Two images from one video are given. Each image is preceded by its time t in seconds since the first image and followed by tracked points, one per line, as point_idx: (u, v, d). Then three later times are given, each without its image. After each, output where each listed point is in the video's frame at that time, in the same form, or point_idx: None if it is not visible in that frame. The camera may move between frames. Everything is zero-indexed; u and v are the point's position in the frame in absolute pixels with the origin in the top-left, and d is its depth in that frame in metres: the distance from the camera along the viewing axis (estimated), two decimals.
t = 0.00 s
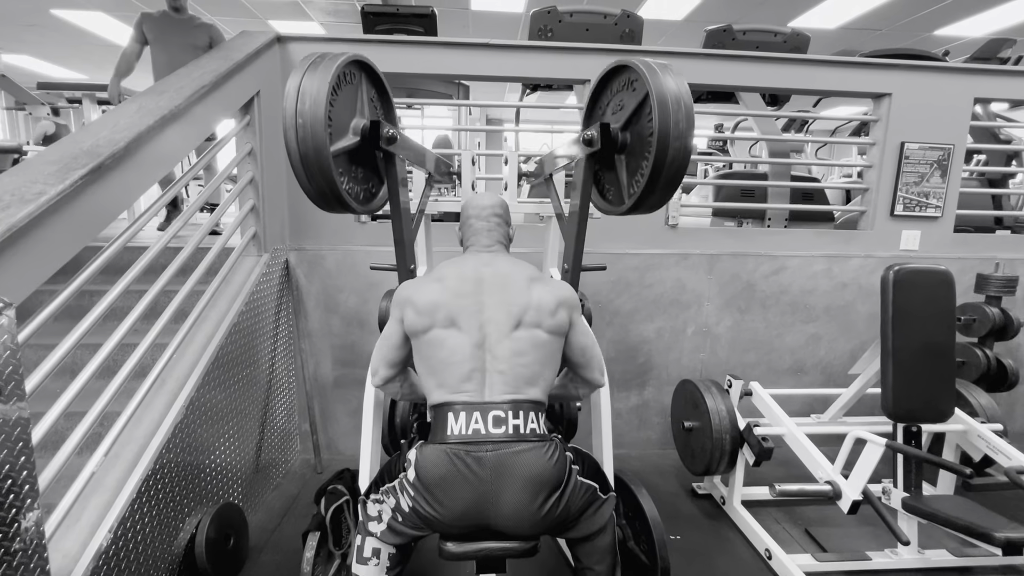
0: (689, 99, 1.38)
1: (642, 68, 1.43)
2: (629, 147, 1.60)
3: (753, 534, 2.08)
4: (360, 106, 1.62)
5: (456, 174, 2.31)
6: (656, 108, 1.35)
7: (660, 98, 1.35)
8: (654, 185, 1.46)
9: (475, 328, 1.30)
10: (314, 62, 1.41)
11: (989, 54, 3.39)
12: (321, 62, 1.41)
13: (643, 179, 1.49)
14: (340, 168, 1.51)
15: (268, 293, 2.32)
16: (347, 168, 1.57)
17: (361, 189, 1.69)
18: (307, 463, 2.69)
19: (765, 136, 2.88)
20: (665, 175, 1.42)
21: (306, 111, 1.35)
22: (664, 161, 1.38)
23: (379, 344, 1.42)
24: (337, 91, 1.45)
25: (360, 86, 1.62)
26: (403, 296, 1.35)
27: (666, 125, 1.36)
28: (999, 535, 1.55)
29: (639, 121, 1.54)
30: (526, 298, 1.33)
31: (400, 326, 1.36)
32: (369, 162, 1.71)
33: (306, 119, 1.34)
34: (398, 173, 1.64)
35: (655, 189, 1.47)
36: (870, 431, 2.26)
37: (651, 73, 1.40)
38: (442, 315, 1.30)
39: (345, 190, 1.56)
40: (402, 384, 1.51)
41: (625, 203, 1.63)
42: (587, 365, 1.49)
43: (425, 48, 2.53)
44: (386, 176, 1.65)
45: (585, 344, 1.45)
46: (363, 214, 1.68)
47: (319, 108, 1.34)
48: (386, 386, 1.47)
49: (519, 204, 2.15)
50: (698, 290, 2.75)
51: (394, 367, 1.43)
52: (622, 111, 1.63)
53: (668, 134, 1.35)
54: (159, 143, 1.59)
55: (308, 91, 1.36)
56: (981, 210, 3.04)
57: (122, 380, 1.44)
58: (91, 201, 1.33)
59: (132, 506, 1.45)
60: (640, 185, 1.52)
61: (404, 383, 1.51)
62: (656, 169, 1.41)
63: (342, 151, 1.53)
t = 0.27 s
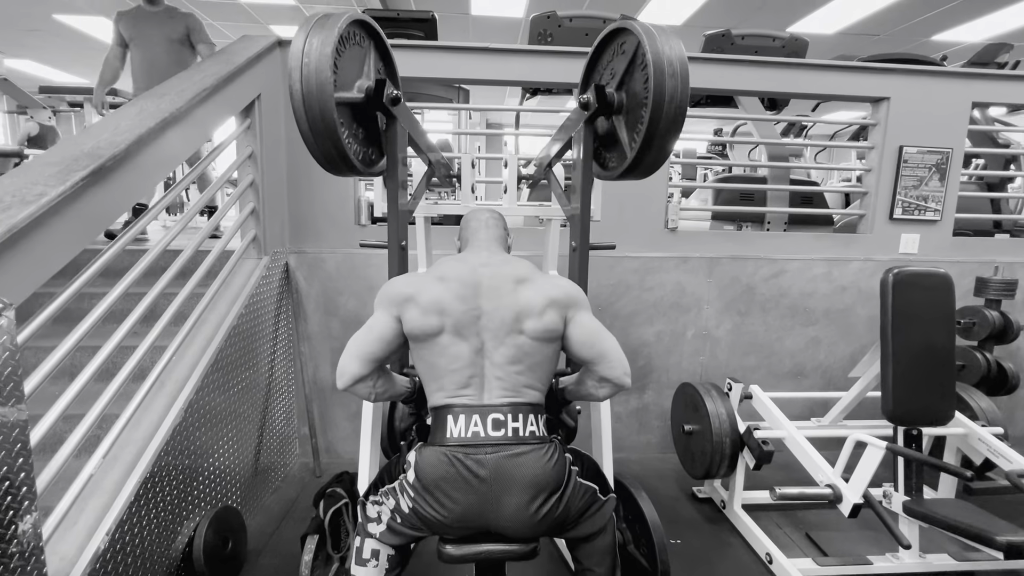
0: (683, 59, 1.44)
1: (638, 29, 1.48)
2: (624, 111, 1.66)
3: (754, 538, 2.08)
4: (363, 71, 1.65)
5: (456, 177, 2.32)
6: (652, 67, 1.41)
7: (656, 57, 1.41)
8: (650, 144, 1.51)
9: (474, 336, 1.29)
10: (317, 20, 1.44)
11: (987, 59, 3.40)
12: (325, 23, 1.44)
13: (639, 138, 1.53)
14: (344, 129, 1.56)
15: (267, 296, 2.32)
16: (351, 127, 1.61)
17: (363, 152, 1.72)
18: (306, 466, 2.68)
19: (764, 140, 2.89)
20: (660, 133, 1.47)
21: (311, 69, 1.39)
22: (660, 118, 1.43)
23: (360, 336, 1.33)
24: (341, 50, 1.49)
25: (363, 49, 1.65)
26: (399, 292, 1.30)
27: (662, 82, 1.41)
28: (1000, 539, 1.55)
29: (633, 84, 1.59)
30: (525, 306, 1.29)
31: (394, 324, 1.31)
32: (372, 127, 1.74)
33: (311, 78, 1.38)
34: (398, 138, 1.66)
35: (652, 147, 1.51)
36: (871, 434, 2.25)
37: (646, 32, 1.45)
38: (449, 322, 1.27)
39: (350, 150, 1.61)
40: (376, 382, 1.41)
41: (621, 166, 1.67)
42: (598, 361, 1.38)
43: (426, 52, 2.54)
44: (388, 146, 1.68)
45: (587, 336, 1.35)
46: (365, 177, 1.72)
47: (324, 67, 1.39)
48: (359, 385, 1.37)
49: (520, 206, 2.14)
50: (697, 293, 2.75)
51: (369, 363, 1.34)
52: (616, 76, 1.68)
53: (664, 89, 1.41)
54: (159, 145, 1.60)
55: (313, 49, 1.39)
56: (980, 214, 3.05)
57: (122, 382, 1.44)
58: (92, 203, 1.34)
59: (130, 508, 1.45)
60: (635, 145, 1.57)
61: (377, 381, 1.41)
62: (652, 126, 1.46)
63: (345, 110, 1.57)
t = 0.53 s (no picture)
0: (684, 64, 1.42)
1: (638, 33, 1.47)
2: (625, 115, 1.64)
3: (754, 542, 2.07)
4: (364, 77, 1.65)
5: (456, 180, 2.32)
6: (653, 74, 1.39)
7: (657, 62, 1.39)
8: (651, 150, 1.49)
9: (474, 338, 1.29)
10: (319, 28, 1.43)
11: (985, 64, 3.42)
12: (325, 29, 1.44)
13: (640, 144, 1.51)
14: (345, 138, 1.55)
15: (267, 298, 2.32)
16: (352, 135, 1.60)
17: (364, 158, 1.71)
18: (305, 469, 2.67)
19: (764, 144, 2.89)
20: (661, 139, 1.45)
21: (311, 79, 1.38)
22: (660, 123, 1.41)
23: (363, 337, 1.34)
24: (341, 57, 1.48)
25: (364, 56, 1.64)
26: (399, 292, 1.30)
27: (663, 88, 1.39)
28: (1002, 542, 1.54)
29: (634, 88, 1.57)
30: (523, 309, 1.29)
31: (395, 325, 1.31)
32: (373, 134, 1.74)
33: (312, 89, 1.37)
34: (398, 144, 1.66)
35: (653, 153, 1.50)
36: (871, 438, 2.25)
37: (647, 36, 1.43)
38: (450, 321, 1.27)
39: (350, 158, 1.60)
40: (379, 382, 1.41)
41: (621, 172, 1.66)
42: (599, 363, 1.39)
43: (427, 56, 2.56)
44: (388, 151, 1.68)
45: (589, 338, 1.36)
46: (366, 183, 1.72)
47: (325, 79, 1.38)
48: (362, 386, 1.38)
49: (519, 209, 2.15)
50: (697, 296, 2.75)
51: (372, 364, 1.34)
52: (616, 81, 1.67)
53: (664, 95, 1.39)
54: (160, 147, 1.60)
55: (314, 59, 1.38)
56: (979, 217, 3.05)
57: (121, 383, 1.44)
58: (93, 204, 1.34)
59: (128, 511, 1.44)
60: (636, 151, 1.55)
61: (381, 382, 1.41)
62: (653, 132, 1.44)
63: (346, 117, 1.56)
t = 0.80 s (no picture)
0: (688, 110, 1.43)
1: (642, 77, 1.47)
2: (628, 154, 1.65)
3: (755, 545, 2.06)
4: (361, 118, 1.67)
5: (456, 182, 2.33)
6: (656, 121, 1.40)
7: (660, 109, 1.40)
8: (653, 194, 1.50)
9: (474, 331, 1.30)
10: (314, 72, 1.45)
11: (984, 68, 3.44)
12: (325, 71, 1.46)
13: (641, 187, 1.53)
14: (343, 180, 1.56)
15: (267, 300, 2.32)
16: (350, 177, 1.62)
17: (362, 199, 1.71)
18: (304, 472, 2.66)
19: (763, 147, 2.90)
20: (662, 185, 1.47)
21: (308, 123, 1.39)
22: (663, 166, 1.42)
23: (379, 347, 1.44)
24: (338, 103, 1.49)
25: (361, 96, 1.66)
26: (404, 301, 1.36)
27: (665, 136, 1.40)
28: (1004, 545, 1.54)
29: (638, 130, 1.58)
30: (528, 305, 1.33)
31: (397, 327, 1.38)
32: (373, 170, 1.75)
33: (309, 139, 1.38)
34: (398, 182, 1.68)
35: (655, 198, 1.52)
36: (872, 440, 2.24)
37: (651, 82, 1.44)
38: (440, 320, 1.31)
39: (349, 200, 1.61)
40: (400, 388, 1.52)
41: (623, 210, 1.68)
42: (588, 369, 1.49)
43: (428, 58, 2.57)
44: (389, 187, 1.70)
45: (586, 348, 1.44)
46: (367, 222, 1.73)
47: (321, 128, 1.39)
48: (388, 390, 1.50)
49: (520, 209, 2.16)
50: (698, 298, 2.75)
51: (393, 370, 1.45)
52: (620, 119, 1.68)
53: (667, 144, 1.40)
54: (161, 148, 1.60)
55: (310, 109, 1.40)
56: (979, 220, 3.06)
57: (119, 385, 1.43)
58: (93, 203, 1.34)
59: (127, 511, 1.43)
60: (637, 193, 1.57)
61: (405, 386, 1.53)
62: (654, 178, 1.46)
63: (344, 160, 1.57)
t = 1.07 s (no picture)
0: (688, 147, 1.45)
1: (642, 112, 1.48)
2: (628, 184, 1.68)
3: (756, 545, 2.05)
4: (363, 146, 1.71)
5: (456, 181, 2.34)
6: (655, 158, 1.42)
7: (659, 146, 1.42)
8: (652, 228, 1.53)
9: (474, 324, 1.33)
10: (311, 116, 1.46)
11: (983, 71, 3.45)
12: (327, 104, 1.49)
13: (641, 221, 1.56)
14: (347, 217, 1.62)
15: (267, 299, 2.32)
16: (353, 210, 1.67)
17: (363, 227, 1.75)
18: (303, 472, 2.66)
19: (763, 148, 2.91)
20: (662, 220, 1.49)
21: (310, 156, 1.42)
22: (663, 200, 1.44)
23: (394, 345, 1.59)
24: (336, 145, 1.52)
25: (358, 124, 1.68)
26: (408, 304, 1.44)
27: (664, 172, 1.42)
28: (1006, 544, 1.53)
29: (638, 162, 1.60)
30: (527, 302, 1.39)
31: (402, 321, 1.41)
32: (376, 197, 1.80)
33: (313, 192, 1.42)
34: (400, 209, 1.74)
35: (654, 231, 1.54)
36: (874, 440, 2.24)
37: (651, 118, 1.46)
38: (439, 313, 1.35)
39: (355, 232, 1.68)
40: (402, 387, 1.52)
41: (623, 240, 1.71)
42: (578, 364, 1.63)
43: (429, 59, 2.58)
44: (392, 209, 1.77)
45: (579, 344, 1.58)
46: (374, 249, 1.81)
47: (325, 180, 1.43)
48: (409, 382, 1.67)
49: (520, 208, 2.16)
50: (698, 299, 2.75)
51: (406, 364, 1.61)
52: (621, 149, 1.70)
53: (666, 182, 1.42)
54: (162, 145, 1.61)
55: (311, 160, 1.42)
56: (979, 222, 3.06)
57: (117, 383, 1.42)
58: (94, 199, 1.34)
59: (125, 508, 1.43)
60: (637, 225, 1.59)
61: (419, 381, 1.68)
62: (654, 213, 1.48)
63: (347, 195, 1.62)
